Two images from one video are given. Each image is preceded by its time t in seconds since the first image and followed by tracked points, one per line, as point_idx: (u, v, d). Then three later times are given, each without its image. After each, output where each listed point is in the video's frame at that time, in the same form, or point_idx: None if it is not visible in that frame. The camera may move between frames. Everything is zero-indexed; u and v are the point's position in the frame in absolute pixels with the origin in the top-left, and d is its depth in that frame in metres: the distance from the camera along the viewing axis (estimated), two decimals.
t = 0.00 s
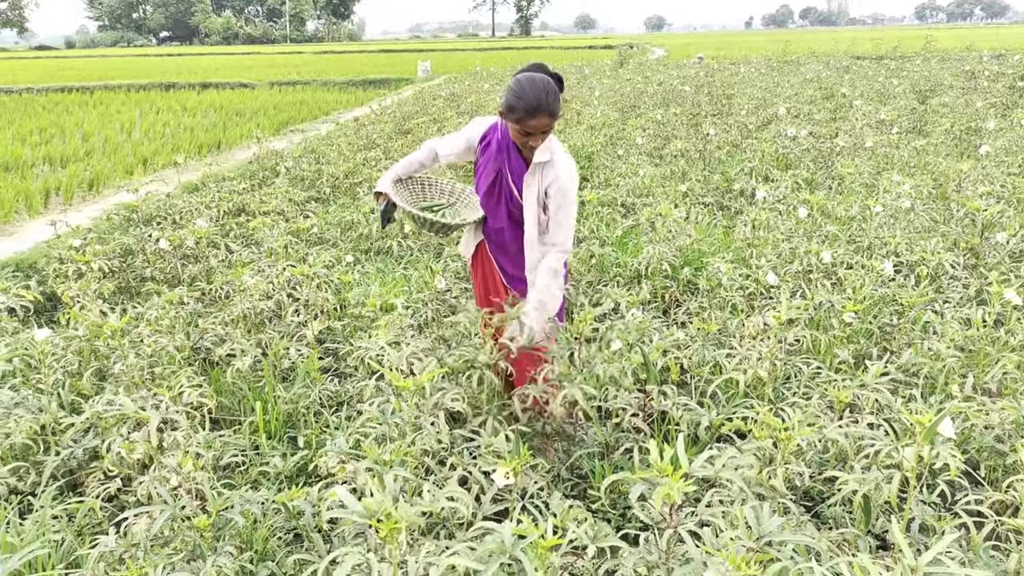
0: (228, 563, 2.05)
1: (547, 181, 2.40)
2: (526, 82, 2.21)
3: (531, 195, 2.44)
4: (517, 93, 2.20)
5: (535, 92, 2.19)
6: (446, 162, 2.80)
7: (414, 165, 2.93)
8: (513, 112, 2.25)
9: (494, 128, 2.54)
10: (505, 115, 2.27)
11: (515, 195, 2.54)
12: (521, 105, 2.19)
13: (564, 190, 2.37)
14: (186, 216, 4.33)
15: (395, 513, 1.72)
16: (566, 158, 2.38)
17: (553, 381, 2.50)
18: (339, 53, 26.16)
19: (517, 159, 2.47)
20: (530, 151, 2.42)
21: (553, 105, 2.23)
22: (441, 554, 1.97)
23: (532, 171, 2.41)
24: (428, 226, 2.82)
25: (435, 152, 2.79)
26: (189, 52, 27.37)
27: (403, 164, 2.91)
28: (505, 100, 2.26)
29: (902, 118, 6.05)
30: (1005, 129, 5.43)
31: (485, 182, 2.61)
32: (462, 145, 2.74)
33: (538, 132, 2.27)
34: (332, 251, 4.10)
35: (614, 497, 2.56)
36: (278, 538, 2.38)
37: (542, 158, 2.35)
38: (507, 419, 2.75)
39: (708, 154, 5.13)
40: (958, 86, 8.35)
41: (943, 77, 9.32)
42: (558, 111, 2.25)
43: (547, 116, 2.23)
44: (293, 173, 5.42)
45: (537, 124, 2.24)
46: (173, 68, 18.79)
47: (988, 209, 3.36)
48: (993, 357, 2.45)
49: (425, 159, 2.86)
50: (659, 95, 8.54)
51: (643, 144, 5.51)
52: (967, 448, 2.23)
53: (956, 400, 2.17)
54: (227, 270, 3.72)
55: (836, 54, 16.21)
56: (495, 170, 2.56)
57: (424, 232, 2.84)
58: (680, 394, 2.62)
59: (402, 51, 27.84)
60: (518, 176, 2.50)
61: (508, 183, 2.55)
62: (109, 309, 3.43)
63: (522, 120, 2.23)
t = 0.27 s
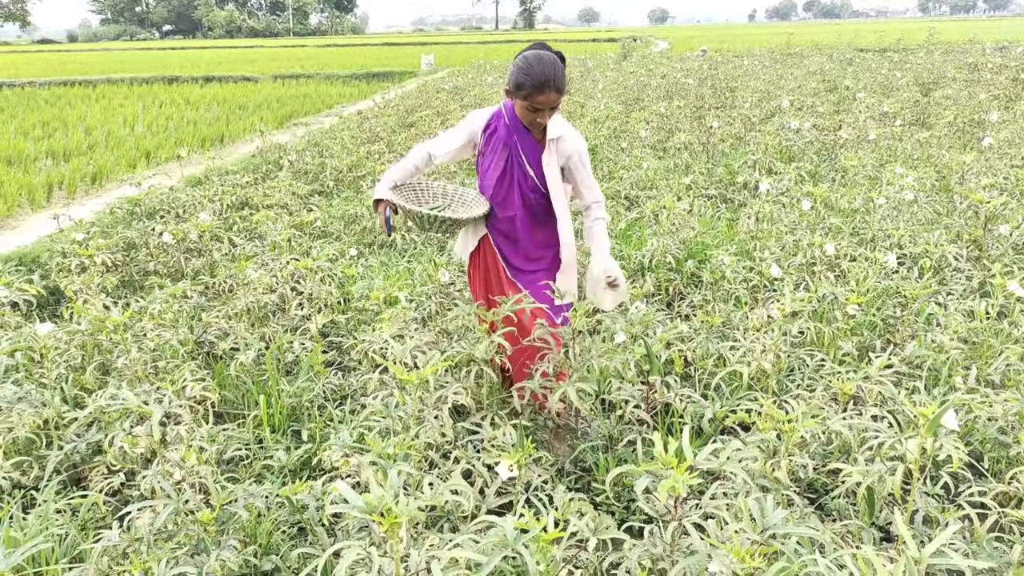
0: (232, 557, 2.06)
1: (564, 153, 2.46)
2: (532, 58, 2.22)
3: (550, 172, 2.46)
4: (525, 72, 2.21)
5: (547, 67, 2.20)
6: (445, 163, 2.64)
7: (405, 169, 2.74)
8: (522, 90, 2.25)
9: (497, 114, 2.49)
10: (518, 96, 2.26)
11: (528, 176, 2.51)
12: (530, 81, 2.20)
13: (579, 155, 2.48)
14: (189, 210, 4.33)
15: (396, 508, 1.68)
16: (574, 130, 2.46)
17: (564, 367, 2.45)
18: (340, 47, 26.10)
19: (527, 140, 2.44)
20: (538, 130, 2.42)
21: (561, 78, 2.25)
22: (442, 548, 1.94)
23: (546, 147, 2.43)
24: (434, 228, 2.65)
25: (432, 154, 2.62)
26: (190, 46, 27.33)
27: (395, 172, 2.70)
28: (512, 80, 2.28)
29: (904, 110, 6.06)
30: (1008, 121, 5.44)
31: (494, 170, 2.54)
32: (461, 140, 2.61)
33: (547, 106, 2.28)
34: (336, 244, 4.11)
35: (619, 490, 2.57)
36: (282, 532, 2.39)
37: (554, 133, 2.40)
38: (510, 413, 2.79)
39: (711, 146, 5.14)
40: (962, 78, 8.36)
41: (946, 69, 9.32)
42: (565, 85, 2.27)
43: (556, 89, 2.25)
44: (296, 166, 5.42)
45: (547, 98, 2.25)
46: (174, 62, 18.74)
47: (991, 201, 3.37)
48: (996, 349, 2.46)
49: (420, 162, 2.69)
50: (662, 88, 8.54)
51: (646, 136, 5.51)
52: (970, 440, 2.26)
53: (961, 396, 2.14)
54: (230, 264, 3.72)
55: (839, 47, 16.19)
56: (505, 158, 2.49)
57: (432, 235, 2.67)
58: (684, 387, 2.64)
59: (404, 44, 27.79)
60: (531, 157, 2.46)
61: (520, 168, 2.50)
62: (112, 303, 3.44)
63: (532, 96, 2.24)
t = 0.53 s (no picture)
0: (233, 553, 2.06)
1: (580, 151, 2.46)
2: (555, 53, 2.25)
3: (565, 169, 2.45)
4: (548, 65, 2.22)
5: (570, 61, 2.22)
6: (457, 157, 2.60)
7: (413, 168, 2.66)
8: (544, 84, 2.26)
9: (515, 110, 2.50)
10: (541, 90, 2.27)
11: (544, 173, 2.50)
12: (553, 75, 2.21)
13: (596, 155, 2.48)
14: (190, 206, 4.33)
15: (396, 503, 1.68)
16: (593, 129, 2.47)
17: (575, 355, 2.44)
18: (342, 43, 26.12)
19: (546, 135, 2.44)
20: (558, 127, 2.43)
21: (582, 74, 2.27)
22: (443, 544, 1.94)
23: (564, 143, 2.44)
24: (451, 225, 2.53)
25: (444, 151, 2.57)
26: (191, 43, 27.31)
27: (404, 172, 2.61)
28: (534, 75, 2.29)
29: (906, 104, 6.06)
30: (1009, 115, 5.43)
31: (510, 166, 2.52)
32: (473, 135, 2.60)
33: (568, 101, 2.29)
34: (337, 240, 4.12)
35: (619, 486, 2.57)
36: (284, 528, 2.40)
37: (573, 130, 2.41)
38: (511, 408, 2.80)
39: (713, 141, 5.15)
40: (964, 72, 8.35)
41: (948, 64, 9.31)
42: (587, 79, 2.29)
43: (578, 84, 2.27)
44: (298, 162, 5.42)
45: (569, 93, 2.26)
46: (176, 59, 18.76)
47: (993, 195, 3.37)
48: (997, 344, 2.47)
49: (431, 159, 2.61)
50: (663, 83, 8.54)
51: (648, 131, 5.52)
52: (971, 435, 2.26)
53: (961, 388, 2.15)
54: (231, 259, 3.73)
55: (841, 41, 16.16)
56: (521, 154, 2.48)
57: (449, 233, 2.55)
58: (685, 381, 2.65)
59: (405, 40, 27.76)
60: (549, 153, 2.45)
61: (537, 165, 2.49)
62: (113, 299, 3.44)
63: (554, 89, 2.26)
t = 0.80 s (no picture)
0: (234, 551, 2.05)
1: (603, 163, 2.48)
2: (592, 61, 2.16)
3: (589, 179, 2.46)
4: (585, 74, 2.14)
5: (608, 73, 2.15)
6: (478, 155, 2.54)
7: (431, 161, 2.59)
8: (580, 93, 2.18)
9: (544, 114, 2.44)
10: (573, 100, 2.22)
11: (566, 181, 2.47)
12: (590, 85, 2.13)
13: (619, 169, 2.50)
14: (191, 204, 4.33)
15: (400, 500, 1.68)
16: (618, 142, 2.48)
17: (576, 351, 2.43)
18: (343, 41, 26.12)
19: (572, 143, 2.39)
20: (586, 135, 2.39)
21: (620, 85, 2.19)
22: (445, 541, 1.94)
23: (590, 153, 2.42)
24: (468, 225, 2.53)
25: (466, 146, 2.50)
26: (191, 42, 27.31)
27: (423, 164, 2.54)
28: (569, 80, 2.20)
29: (907, 100, 6.05)
30: (1011, 110, 5.42)
31: (533, 169, 2.48)
32: (497, 134, 2.54)
33: (603, 112, 2.22)
34: (338, 238, 4.12)
35: (621, 483, 2.57)
36: (285, 525, 2.40)
37: (599, 141, 2.43)
38: (512, 404, 2.79)
39: (714, 137, 5.14)
40: (965, 67, 8.33)
41: (949, 58, 9.29)
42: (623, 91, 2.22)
43: (614, 96, 2.19)
44: (298, 159, 5.43)
45: (604, 105, 2.20)
46: (177, 57, 18.77)
47: (994, 190, 3.37)
48: (999, 340, 2.46)
49: (451, 153, 2.54)
50: (663, 79, 8.53)
51: (648, 128, 5.51)
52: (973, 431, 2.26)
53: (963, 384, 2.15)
54: (232, 257, 3.73)
55: (843, 37, 16.11)
56: (546, 159, 2.44)
57: (465, 232, 2.55)
58: (686, 378, 2.65)
59: (405, 38, 27.72)
60: (573, 162, 2.41)
61: (561, 171, 2.45)
62: (114, 297, 3.44)
63: (590, 100, 2.18)
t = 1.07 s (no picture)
0: (233, 550, 2.05)
1: (619, 171, 2.45)
2: (614, 75, 2.12)
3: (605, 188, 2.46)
4: (605, 89, 2.11)
5: (629, 89, 2.11)
6: (491, 156, 2.55)
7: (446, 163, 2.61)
8: (599, 107, 2.16)
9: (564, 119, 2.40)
10: (594, 113, 2.19)
11: (582, 187, 2.47)
12: (610, 101, 2.10)
13: (634, 179, 2.46)
14: (190, 201, 4.32)
15: (396, 499, 1.68)
16: (636, 150, 2.45)
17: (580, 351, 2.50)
18: (342, 38, 26.09)
19: (589, 153, 2.38)
20: (603, 145, 2.38)
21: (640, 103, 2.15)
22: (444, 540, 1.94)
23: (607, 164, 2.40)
24: (484, 231, 2.40)
25: (478, 147, 2.52)
26: (189, 39, 27.22)
27: (437, 167, 2.56)
28: (591, 93, 2.17)
29: (906, 100, 6.07)
30: (1010, 111, 5.43)
31: (549, 174, 2.49)
32: (511, 136, 2.55)
33: (620, 128, 2.20)
34: (337, 235, 4.12)
35: (620, 481, 2.58)
36: (284, 524, 2.40)
37: (617, 150, 2.41)
38: (512, 403, 2.80)
39: (713, 136, 5.15)
40: (964, 67, 8.35)
41: (947, 59, 9.31)
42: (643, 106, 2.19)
43: (631, 113, 2.17)
44: (298, 157, 5.42)
45: (622, 122, 2.18)
46: (176, 54, 18.74)
47: (993, 190, 3.38)
48: (998, 339, 2.47)
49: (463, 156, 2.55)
50: (663, 78, 8.54)
51: (648, 126, 5.52)
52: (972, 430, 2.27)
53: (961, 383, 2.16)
54: (232, 255, 3.73)
55: (841, 37, 16.14)
56: (562, 166, 2.45)
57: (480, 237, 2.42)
58: (686, 377, 2.66)
59: (403, 36, 27.65)
60: (589, 170, 2.41)
61: (577, 179, 2.45)
62: (112, 295, 3.43)
63: (609, 116, 2.15)
